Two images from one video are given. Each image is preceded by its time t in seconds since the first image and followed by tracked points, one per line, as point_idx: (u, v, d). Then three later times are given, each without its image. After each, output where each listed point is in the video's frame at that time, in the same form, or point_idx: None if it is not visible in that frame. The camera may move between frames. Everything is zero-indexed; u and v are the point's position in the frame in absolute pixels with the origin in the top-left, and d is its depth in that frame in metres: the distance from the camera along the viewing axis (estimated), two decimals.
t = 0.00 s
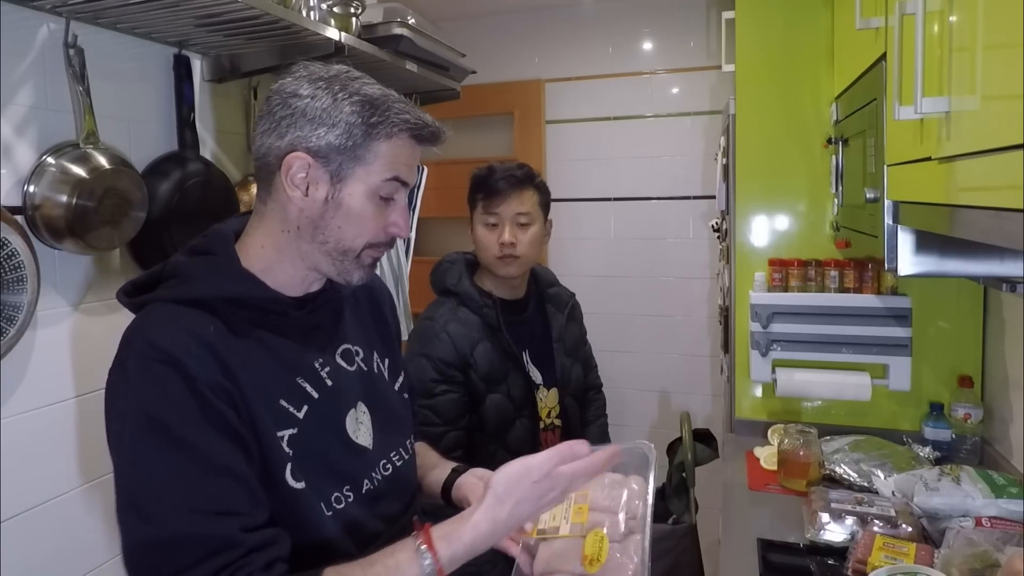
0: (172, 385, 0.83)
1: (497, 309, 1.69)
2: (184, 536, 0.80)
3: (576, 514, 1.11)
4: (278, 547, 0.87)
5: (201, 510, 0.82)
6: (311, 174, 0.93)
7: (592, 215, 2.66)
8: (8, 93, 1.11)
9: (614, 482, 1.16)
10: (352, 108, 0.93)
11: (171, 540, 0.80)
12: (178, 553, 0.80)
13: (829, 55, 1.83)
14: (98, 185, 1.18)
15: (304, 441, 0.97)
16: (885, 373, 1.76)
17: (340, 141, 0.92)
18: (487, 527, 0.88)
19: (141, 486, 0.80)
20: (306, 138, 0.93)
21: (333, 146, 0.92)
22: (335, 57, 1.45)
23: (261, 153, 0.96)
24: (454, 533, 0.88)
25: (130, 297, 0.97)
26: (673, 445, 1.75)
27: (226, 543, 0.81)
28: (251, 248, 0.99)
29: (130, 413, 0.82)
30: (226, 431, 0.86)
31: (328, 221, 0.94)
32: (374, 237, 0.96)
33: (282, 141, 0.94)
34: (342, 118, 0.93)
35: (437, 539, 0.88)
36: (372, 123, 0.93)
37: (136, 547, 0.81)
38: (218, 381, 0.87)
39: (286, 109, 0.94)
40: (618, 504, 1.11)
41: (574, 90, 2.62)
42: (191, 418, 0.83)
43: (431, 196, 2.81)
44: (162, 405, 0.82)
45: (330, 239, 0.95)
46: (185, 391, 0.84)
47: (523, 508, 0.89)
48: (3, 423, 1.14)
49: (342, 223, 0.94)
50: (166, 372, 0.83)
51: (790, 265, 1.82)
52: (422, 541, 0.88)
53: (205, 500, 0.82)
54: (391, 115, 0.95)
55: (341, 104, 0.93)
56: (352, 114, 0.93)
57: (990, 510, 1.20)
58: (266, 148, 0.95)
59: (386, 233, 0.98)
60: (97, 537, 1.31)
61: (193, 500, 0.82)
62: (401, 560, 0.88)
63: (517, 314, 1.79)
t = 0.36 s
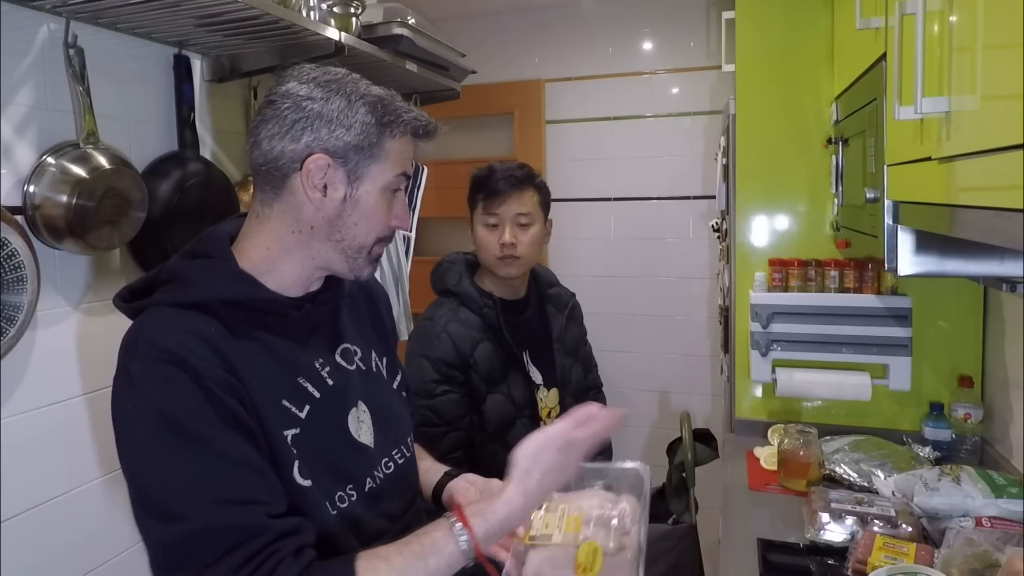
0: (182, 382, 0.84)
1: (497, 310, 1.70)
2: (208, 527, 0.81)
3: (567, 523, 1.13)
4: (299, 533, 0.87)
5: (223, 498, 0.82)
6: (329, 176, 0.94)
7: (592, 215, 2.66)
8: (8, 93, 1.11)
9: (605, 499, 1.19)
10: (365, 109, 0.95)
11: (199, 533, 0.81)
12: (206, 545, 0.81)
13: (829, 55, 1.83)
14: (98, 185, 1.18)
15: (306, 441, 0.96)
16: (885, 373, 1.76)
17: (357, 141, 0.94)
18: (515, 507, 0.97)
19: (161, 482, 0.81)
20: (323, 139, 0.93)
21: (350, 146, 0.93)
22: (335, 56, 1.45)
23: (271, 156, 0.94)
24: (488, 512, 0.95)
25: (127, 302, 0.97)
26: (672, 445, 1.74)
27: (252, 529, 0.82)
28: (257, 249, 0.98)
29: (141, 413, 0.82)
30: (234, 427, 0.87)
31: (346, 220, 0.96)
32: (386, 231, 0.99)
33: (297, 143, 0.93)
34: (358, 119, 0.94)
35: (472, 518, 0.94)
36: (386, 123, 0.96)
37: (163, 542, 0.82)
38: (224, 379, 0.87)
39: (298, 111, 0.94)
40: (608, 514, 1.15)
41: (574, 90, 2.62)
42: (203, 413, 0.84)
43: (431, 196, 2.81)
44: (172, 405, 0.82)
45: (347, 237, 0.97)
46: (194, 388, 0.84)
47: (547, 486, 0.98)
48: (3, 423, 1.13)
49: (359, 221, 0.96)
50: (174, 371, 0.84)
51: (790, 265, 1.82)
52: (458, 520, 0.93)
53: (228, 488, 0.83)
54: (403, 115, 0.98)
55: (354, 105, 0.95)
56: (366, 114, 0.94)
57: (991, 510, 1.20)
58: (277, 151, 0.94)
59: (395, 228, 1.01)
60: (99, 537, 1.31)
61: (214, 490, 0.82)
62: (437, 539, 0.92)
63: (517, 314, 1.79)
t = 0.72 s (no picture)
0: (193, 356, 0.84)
1: (498, 310, 1.70)
2: (244, 470, 0.78)
3: (551, 561, 1.13)
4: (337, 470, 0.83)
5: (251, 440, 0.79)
6: (315, 172, 0.93)
7: (592, 215, 2.66)
8: (8, 93, 1.11)
9: (595, 544, 1.19)
10: (352, 103, 0.93)
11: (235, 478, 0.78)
12: (251, 492, 0.78)
13: (829, 55, 1.83)
14: (98, 184, 1.18)
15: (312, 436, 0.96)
16: (885, 373, 1.76)
17: (344, 136, 0.92)
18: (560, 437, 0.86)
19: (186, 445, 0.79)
20: (309, 134, 0.92)
21: (336, 141, 0.92)
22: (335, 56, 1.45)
23: (261, 152, 0.94)
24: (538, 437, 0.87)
25: (126, 299, 0.96)
26: (672, 445, 1.74)
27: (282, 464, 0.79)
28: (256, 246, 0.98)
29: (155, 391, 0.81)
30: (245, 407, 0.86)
31: (333, 215, 0.94)
32: (377, 227, 0.97)
33: (284, 139, 0.93)
34: (344, 114, 0.92)
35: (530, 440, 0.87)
36: (373, 116, 0.93)
37: (209, 504, 0.79)
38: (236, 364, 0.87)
39: (286, 107, 0.93)
40: (596, 559, 1.14)
41: (574, 90, 2.62)
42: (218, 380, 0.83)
43: (431, 196, 2.81)
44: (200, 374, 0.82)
45: (334, 233, 0.95)
46: (215, 365, 0.84)
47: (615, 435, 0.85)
48: (3, 423, 1.13)
49: (347, 217, 0.94)
50: (186, 347, 0.84)
51: (790, 265, 1.82)
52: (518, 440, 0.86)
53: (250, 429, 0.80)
54: (391, 109, 0.95)
55: (341, 99, 0.93)
56: (353, 108, 0.92)
57: (990, 510, 1.20)
58: (266, 148, 0.94)
59: (386, 225, 0.98)
60: (99, 537, 1.31)
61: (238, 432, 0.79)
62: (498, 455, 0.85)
63: (517, 314, 1.79)
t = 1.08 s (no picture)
0: (201, 395, 0.83)
1: (498, 310, 1.69)
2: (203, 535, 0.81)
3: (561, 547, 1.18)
4: (300, 560, 0.87)
5: (231, 531, 0.81)
6: (366, 180, 0.96)
7: (592, 214, 2.66)
8: (8, 93, 1.11)
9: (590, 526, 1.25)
10: (398, 118, 0.99)
11: (201, 559, 0.81)
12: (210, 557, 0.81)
13: (829, 55, 1.83)
14: (97, 185, 1.18)
15: (329, 439, 0.97)
16: (885, 373, 1.76)
17: (391, 146, 0.98)
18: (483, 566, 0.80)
19: (171, 507, 0.80)
20: (364, 143, 0.96)
21: (385, 151, 0.97)
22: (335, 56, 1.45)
23: (309, 156, 0.94)
24: (454, 561, 0.82)
25: (139, 300, 0.97)
26: (672, 445, 1.74)
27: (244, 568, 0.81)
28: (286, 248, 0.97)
29: (161, 428, 0.81)
30: (258, 435, 0.87)
31: (375, 220, 0.99)
32: (401, 229, 1.04)
33: (338, 146, 0.95)
34: (394, 128, 0.99)
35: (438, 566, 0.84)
36: (413, 131, 1.01)
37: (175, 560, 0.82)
38: (250, 389, 0.87)
39: (339, 115, 0.95)
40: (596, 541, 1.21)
41: (574, 90, 2.62)
42: (221, 429, 0.83)
43: (431, 196, 2.81)
44: (192, 421, 0.81)
45: (373, 237, 1.00)
46: (216, 398, 0.83)
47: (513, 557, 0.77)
48: (3, 422, 1.13)
49: (383, 221, 1.00)
50: (194, 380, 0.82)
51: (790, 265, 1.82)
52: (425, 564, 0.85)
53: (232, 520, 0.82)
54: (427, 125, 1.04)
55: (391, 114, 0.99)
56: (397, 120, 0.99)
57: (991, 510, 1.20)
58: (317, 153, 0.94)
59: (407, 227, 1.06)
60: (97, 537, 1.31)
61: (214, 522, 0.81)
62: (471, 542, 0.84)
63: (517, 314, 1.79)
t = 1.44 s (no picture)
0: (202, 395, 0.82)
1: (498, 310, 1.69)
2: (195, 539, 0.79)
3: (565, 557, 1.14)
4: (293, 566, 0.86)
5: (224, 534, 0.80)
6: (375, 185, 0.97)
7: (592, 214, 2.66)
8: (8, 93, 1.11)
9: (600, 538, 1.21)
10: (405, 122, 1.00)
11: (191, 563, 0.79)
12: (199, 560, 0.79)
13: (829, 55, 1.83)
14: (97, 185, 1.18)
15: (328, 440, 0.97)
16: (885, 373, 1.76)
17: (398, 151, 0.99)
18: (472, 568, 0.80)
19: (165, 509, 0.80)
20: (374, 150, 0.96)
21: (392, 156, 0.98)
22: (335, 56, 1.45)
23: (319, 164, 0.94)
24: (444, 563, 0.82)
25: (140, 300, 0.97)
26: (673, 445, 1.74)
27: (237, 571, 0.80)
28: (295, 253, 0.98)
29: (160, 428, 0.81)
30: (257, 438, 0.86)
31: (383, 223, 1.00)
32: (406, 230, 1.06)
33: (349, 153, 0.95)
34: (401, 132, 0.99)
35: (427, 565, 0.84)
36: (418, 133, 1.03)
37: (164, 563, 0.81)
38: (251, 392, 0.87)
39: (350, 122, 0.95)
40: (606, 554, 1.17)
41: (574, 90, 2.62)
42: (220, 431, 0.83)
43: (431, 196, 2.81)
44: (191, 420, 0.81)
45: (380, 240, 1.01)
46: (216, 398, 0.83)
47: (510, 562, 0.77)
48: (3, 423, 1.13)
49: (393, 225, 1.02)
50: (197, 381, 0.82)
51: (790, 265, 1.82)
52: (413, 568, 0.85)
53: (225, 523, 0.81)
54: (430, 126, 1.05)
55: (398, 118, 0.99)
56: (402, 124, 1.00)
57: (991, 510, 1.20)
58: (327, 161, 0.94)
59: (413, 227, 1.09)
60: (95, 538, 1.31)
61: (206, 524, 0.80)
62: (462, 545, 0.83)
63: (517, 314, 1.79)
